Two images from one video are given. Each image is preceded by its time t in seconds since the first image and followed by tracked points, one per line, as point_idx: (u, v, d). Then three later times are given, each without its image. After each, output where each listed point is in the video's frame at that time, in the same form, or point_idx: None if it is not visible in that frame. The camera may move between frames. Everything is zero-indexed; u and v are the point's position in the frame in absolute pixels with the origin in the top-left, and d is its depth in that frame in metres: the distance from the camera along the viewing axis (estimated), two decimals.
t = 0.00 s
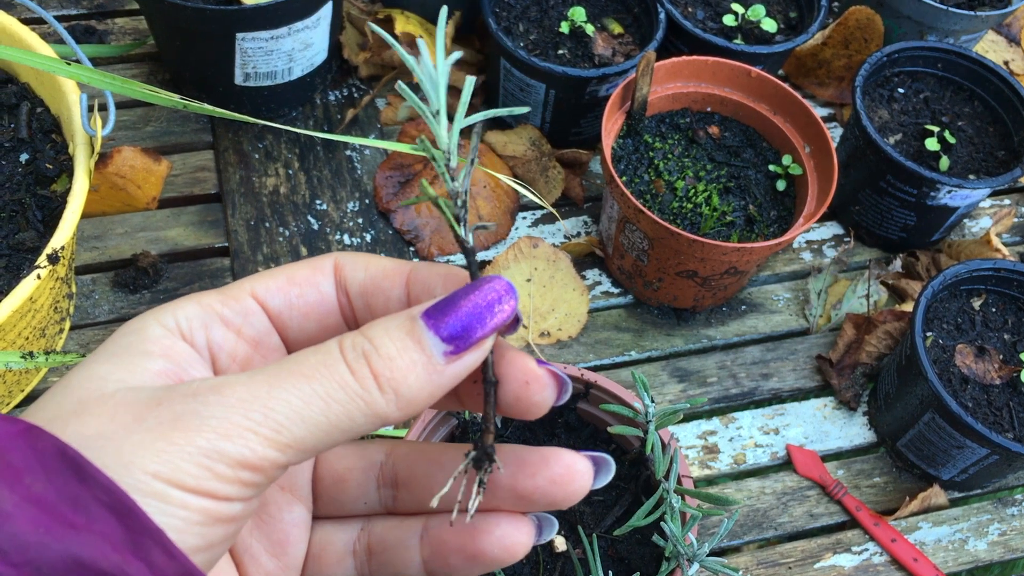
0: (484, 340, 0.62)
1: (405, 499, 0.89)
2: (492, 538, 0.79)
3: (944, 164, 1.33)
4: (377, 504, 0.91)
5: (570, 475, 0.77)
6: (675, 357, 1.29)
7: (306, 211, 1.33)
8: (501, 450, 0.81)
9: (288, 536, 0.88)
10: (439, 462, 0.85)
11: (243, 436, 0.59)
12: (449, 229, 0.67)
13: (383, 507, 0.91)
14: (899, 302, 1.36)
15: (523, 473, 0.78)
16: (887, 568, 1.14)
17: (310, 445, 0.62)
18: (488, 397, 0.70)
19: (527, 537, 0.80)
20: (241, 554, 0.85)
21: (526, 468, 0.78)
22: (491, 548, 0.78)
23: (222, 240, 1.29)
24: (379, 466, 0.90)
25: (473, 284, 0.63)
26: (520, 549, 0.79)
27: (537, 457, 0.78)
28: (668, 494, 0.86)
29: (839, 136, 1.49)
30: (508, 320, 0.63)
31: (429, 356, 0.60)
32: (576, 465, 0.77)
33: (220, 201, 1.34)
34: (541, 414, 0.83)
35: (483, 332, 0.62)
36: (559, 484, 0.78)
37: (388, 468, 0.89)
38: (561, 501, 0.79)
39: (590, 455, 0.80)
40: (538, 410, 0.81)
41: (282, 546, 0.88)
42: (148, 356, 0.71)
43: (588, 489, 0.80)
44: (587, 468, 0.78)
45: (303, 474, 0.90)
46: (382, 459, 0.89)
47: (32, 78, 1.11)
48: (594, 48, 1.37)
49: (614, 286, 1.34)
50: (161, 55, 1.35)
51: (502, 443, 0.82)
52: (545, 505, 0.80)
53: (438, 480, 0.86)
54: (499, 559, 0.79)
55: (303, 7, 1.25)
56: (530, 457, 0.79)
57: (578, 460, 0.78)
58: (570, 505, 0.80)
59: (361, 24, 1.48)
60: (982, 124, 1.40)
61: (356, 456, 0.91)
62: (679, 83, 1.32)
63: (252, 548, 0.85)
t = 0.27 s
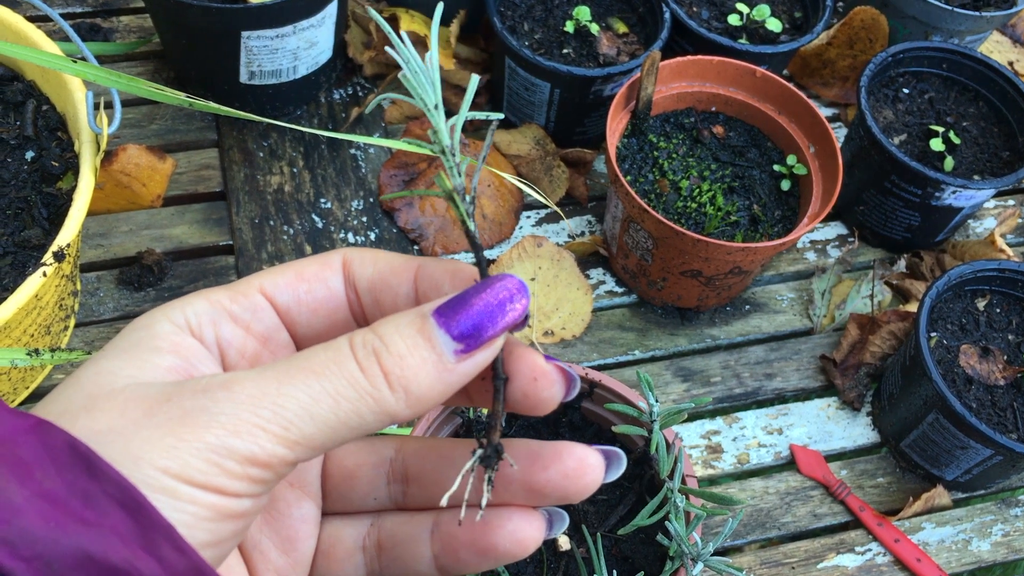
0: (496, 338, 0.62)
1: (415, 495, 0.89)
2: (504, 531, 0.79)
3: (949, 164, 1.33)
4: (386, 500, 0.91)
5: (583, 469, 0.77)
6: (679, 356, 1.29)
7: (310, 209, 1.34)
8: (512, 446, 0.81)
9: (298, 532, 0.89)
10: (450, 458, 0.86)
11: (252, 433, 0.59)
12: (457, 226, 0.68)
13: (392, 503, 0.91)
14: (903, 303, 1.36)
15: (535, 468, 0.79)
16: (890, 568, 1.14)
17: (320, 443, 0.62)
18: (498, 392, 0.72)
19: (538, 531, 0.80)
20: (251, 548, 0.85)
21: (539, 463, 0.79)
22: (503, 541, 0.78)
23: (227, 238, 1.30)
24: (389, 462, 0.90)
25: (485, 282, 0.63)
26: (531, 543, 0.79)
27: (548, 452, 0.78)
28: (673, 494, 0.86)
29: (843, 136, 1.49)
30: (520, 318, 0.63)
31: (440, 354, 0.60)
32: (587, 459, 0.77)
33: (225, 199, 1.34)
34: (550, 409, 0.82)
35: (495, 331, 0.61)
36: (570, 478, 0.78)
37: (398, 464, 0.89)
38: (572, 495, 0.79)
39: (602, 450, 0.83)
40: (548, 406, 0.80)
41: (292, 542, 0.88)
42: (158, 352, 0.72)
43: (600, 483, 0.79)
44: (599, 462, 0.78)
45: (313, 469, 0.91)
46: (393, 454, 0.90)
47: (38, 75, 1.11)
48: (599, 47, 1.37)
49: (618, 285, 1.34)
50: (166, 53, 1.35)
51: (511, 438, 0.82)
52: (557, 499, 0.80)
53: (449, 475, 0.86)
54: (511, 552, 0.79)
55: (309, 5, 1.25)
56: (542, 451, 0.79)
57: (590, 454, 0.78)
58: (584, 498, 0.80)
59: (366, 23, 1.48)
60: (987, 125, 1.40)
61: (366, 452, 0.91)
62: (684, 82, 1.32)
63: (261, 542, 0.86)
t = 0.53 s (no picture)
0: (505, 341, 0.62)
1: (420, 492, 0.89)
2: (509, 528, 0.78)
3: (953, 162, 1.33)
4: (392, 498, 0.91)
5: (586, 467, 0.78)
6: (683, 355, 1.29)
7: (314, 208, 1.34)
8: (517, 444, 0.81)
9: (304, 530, 0.89)
10: (456, 455, 0.86)
11: (264, 432, 0.59)
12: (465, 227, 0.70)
13: (397, 501, 0.92)
14: (907, 301, 1.36)
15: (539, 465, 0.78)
16: (894, 566, 1.14)
17: (331, 442, 0.62)
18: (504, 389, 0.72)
19: (542, 528, 0.80)
20: (260, 547, 0.85)
21: (544, 461, 0.78)
22: (507, 539, 0.78)
23: (230, 236, 1.30)
24: (394, 459, 0.90)
25: (495, 285, 0.63)
26: (535, 539, 0.79)
27: (553, 449, 0.78)
28: (677, 491, 0.86)
29: (847, 134, 1.49)
30: (529, 321, 0.63)
31: (449, 355, 0.60)
32: (591, 457, 0.78)
33: (229, 197, 1.34)
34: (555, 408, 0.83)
35: (504, 333, 0.61)
36: (575, 476, 0.78)
37: (403, 462, 0.89)
38: (576, 492, 0.79)
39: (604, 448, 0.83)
40: (553, 405, 0.81)
41: (299, 540, 0.88)
42: (168, 352, 0.71)
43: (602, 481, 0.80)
44: (602, 460, 0.78)
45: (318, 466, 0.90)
46: (397, 452, 0.90)
47: (41, 74, 1.11)
48: (603, 46, 1.37)
49: (622, 284, 1.34)
50: (170, 51, 1.35)
51: (516, 436, 0.82)
52: (561, 496, 0.80)
53: (455, 472, 0.86)
54: (516, 549, 0.79)
55: (313, 3, 1.25)
56: (546, 449, 0.79)
57: (594, 453, 0.78)
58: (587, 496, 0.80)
59: (369, 21, 1.48)
60: (991, 123, 1.40)
61: (371, 449, 0.91)
62: (688, 80, 1.31)
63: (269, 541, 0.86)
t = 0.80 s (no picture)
0: (516, 357, 0.62)
1: (421, 503, 0.89)
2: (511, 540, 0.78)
3: (956, 160, 1.32)
4: (393, 508, 0.91)
5: (588, 481, 0.78)
6: (686, 354, 1.29)
7: (315, 207, 1.33)
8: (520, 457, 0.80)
9: (306, 541, 0.88)
10: (457, 467, 0.85)
11: (279, 447, 0.59)
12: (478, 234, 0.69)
13: (398, 511, 0.91)
14: (910, 299, 1.35)
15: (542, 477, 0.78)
16: (898, 566, 1.14)
17: (345, 456, 0.62)
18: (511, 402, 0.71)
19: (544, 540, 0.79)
20: (264, 560, 0.84)
21: (546, 474, 0.78)
22: (510, 551, 0.78)
23: (231, 236, 1.29)
24: (396, 471, 0.90)
25: (507, 300, 0.62)
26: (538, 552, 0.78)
27: (555, 463, 0.78)
28: (680, 492, 0.86)
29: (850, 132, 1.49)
30: (541, 336, 0.62)
31: (461, 371, 0.60)
32: (592, 471, 0.78)
33: (229, 196, 1.33)
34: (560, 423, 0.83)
35: (517, 349, 0.61)
36: (576, 489, 0.78)
37: (405, 473, 0.89)
38: (579, 506, 0.79)
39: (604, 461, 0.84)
40: (557, 422, 0.81)
41: (300, 549, 0.88)
42: (176, 363, 0.71)
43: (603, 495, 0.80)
44: (603, 474, 0.79)
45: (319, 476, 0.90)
46: (398, 463, 0.89)
47: (41, 73, 1.11)
48: (604, 43, 1.36)
49: (624, 282, 1.34)
50: (169, 50, 1.35)
51: (520, 450, 0.82)
52: (562, 509, 0.80)
53: (456, 485, 0.86)
54: (518, 561, 0.79)
55: (313, 2, 1.25)
56: (549, 462, 0.79)
57: (594, 467, 0.79)
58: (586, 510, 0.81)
59: (370, 19, 1.47)
60: (994, 120, 1.40)
61: (372, 460, 0.91)
62: (690, 78, 1.31)
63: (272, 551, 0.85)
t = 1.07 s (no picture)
0: (527, 356, 0.62)
1: (423, 508, 0.89)
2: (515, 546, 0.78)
3: (956, 154, 1.32)
4: (393, 513, 0.91)
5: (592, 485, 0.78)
6: (686, 349, 1.29)
7: (314, 204, 1.33)
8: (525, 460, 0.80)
9: (310, 543, 0.88)
10: (459, 472, 0.85)
11: (292, 442, 0.58)
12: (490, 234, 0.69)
13: (399, 515, 0.91)
14: (911, 294, 1.35)
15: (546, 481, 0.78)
16: (899, 560, 1.14)
17: (358, 452, 0.62)
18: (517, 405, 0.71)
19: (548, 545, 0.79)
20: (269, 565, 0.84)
21: (550, 479, 0.78)
22: (513, 557, 0.79)
23: (230, 233, 1.29)
24: (397, 474, 0.90)
25: (519, 298, 0.62)
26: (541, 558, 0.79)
27: (560, 467, 0.78)
28: (681, 487, 0.86)
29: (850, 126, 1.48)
30: (552, 335, 0.63)
31: (472, 369, 0.60)
32: (597, 476, 0.78)
33: (229, 193, 1.33)
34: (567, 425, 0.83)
35: (528, 348, 0.61)
36: (582, 494, 0.78)
37: (406, 477, 0.89)
38: (582, 512, 0.79)
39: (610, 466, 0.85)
40: (564, 423, 0.81)
41: (304, 553, 0.88)
42: (185, 360, 0.71)
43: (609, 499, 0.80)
44: (607, 479, 0.78)
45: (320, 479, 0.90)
46: (399, 467, 0.89)
47: (39, 71, 1.11)
48: (603, 39, 1.36)
49: (624, 278, 1.33)
50: (168, 47, 1.35)
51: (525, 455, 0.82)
52: (566, 515, 0.79)
53: (458, 490, 0.86)
54: (521, 568, 0.79)
55: None
56: (552, 467, 0.78)
57: (599, 472, 0.78)
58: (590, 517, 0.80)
59: (368, 15, 1.47)
60: (995, 114, 1.39)
61: (373, 464, 0.91)
62: (689, 73, 1.31)
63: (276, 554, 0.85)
